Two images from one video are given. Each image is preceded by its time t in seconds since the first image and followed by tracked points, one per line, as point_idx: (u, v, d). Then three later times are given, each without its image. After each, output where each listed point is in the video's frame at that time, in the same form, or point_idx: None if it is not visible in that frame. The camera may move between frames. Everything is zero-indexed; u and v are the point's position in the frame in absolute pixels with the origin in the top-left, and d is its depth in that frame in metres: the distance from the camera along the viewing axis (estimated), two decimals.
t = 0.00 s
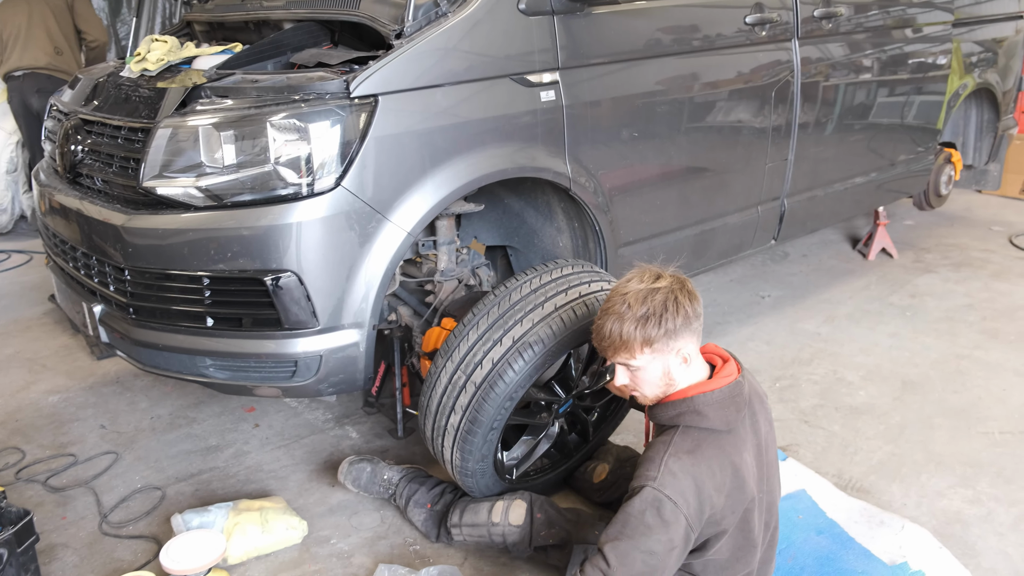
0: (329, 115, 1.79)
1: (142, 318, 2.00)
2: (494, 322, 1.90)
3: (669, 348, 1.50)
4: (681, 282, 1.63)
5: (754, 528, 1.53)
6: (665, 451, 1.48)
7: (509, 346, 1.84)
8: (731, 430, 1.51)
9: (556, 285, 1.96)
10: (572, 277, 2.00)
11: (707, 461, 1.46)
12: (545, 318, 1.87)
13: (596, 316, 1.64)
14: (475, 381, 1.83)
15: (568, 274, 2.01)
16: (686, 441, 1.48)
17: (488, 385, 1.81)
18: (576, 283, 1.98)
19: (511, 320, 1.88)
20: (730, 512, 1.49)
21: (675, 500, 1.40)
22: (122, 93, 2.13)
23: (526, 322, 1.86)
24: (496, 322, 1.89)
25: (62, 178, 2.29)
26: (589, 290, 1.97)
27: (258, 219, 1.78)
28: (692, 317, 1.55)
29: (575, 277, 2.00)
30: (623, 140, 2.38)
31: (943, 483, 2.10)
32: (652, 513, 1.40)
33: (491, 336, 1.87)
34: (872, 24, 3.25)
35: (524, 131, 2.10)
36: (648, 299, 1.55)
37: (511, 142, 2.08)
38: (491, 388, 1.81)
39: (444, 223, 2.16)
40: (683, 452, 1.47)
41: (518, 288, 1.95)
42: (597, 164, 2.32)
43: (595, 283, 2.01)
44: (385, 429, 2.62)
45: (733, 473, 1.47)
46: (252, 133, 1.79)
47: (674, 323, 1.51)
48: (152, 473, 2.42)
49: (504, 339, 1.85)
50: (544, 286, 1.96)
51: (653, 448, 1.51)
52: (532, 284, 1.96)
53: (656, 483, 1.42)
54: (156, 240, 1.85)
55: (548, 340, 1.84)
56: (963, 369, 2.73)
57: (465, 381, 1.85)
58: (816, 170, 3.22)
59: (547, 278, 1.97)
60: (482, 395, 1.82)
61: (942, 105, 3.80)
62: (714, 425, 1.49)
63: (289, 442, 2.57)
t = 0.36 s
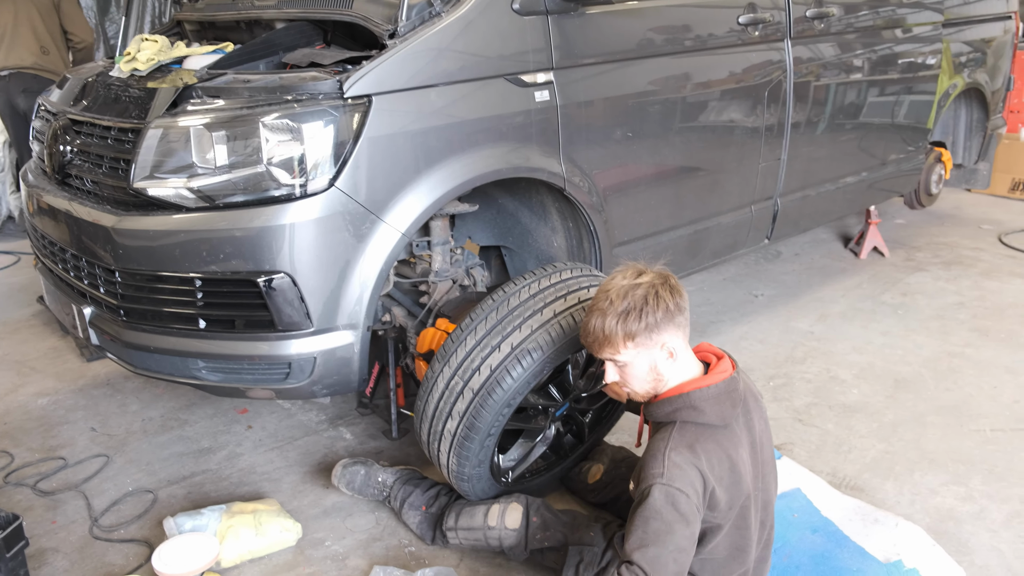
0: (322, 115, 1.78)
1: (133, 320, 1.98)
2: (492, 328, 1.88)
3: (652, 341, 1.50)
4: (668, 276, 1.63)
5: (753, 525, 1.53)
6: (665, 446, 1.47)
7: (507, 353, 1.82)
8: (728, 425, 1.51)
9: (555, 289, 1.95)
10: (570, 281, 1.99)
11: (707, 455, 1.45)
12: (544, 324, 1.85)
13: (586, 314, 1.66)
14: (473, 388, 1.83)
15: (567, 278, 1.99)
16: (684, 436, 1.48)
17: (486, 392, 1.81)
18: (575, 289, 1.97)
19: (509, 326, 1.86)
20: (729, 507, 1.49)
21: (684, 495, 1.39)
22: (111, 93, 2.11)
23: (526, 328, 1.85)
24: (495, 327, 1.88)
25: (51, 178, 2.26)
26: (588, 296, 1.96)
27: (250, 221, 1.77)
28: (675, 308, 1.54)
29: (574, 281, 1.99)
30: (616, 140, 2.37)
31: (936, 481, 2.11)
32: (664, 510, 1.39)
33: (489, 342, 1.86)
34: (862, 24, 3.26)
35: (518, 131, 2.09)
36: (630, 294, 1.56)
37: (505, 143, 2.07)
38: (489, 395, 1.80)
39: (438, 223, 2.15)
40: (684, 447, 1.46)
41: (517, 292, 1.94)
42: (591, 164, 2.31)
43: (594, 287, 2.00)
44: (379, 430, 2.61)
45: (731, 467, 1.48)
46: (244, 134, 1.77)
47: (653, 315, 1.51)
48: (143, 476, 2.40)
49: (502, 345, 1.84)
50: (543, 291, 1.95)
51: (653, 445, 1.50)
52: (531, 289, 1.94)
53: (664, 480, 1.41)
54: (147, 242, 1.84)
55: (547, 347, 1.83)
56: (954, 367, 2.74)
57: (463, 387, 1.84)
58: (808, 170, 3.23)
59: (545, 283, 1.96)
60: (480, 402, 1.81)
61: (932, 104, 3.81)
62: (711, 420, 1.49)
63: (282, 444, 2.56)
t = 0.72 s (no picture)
0: (310, 108, 1.76)
1: (117, 315, 1.95)
2: (487, 331, 1.86)
3: (652, 325, 1.50)
4: (674, 267, 1.63)
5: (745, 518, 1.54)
6: (660, 441, 1.47)
7: (502, 359, 1.81)
8: (721, 418, 1.51)
9: (551, 293, 1.92)
10: (567, 284, 1.97)
11: (702, 448, 1.45)
12: (540, 330, 1.84)
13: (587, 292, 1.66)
14: (466, 392, 1.82)
15: (564, 280, 1.97)
16: (678, 429, 1.48)
17: (480, 398, 1.79)
18: (572, 294, 1.94)
19: (504, 331, 1.84)
20: (724, 499, 1.49)
21: (683, 490, 1.40)
22: (93, 84, 2.08)
23: (522, 333, 1.83)
24: (490, 331, 1.85)
25: (32, 171, 2.23)
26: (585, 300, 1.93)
27: (236, 214, 1.75)
28: (678, 298, 1.54)
29: (571, 284, 1.97)
30: (606, 135, 2.37)
31: (922, 476, 2.13)
32: (666, 507, 1.39)
33: (484, 346, 1.84)
34: (849, 21, 3.27)
35: (506, 125, 2.08)
36: (637, 276, 1.56)
37: (494, 136, 2.06)
38: (482, 401, 1.79)
39: (426, 218, 2.14)
40: (679, 441, 1.46)
41: (512, 295, 1.91)
42: (581, 158, 2.31)
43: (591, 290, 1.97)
44: (366, 426, 2.59)
45: (725, 460, 1.48)
46: (229, 126, 1.75)
47: (658, 300, 1.51)
48: (128, 473, 2.37)
49: (498, 351, 1.82)
50: (539, 294, 1.92)
51: (648, 440, 1.49)
52: (528, 291, 1.92)
53: (663, 477, 1.40)
54: (131, 236, 1.81)
55: (543, 354, 1.82)
56: (940, 363, 2.76)
57: (457, 391, 1.83)
58: (795, 167, 3.24)
59: (542, 286, 1.93)
60: (473, 408, 1.80)
61: (918, 102, 3.84)
62: (705, 413, 1.49)
63: (268, 440, 2.54)
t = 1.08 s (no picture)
0: (295, 103, 1.72)
1: (99, 318, 1.90)
2: (507, 356, 1.82)
3: (676, 305, 1.51)
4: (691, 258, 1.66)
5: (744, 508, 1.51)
6: (657, 426, 1.45)
7: (523, 389, 1.76)
8: (716, 404, 1.49)
9: (579, 318, 1.86)
10: (597, 308, 1.90)
11: (700, 431, 1.44)
12: (564, 360, 1.79)
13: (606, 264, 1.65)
14: (481, 418, 1.79)
15: (592, 304, 1.90)
16: (674, 413, 1.47)
17: (495, 425, 1.76)
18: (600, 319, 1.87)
19: (526, 359, 1.80)
20: (728, 482, 1.48)
21: (691, 470, 1.39)
22: (72, 81, 2.02)
23: (545, 363, 1.78)
24: (511, 358, 1.81)
25: (8, 171, 2.17)
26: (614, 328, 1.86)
27: (221, 214, 1.70)
28: (698, 286, 1.57)
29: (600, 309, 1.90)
30: (595, 129, 2.35)
31: (916, 469, 2.13)
32: (681, 491, 1.38)
33: (505, 373, 1.80)
34: (832, 14, 3.27)
35: (495, 120, 2.05)
36: (668, 256, 1.57)
37: (483, 131, 2.03)
38: (497, 428, 1.76)
39: (414, 216, 2.11)
40: (676, 425, 1.44)
41: (536, 318, 1.86)
42: (570, 153, 2.28)
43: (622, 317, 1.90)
44: (355, 428, 2.56)
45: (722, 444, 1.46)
46: (213, 123, 1.71)
47: (684, 283, 1.53)
48: (112, 479, 2.32)
49: (519, 379, 1.78)
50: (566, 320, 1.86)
51: (643, 424, 1.48)
52: (553, 315, 1.86)
53: (667, 461, 1.39)
54: (113, 237, 1.76)
55: (565, 386, 1.77)
56: (930, 355, 2.77)
57: (472, 414, 1.80)
58: (782, 160, 3.24)
59: (567, 310, 1.87)
60: (488, 435, 1.77)
61: (901, 95, 3.85)
62: (700, 398, 1.48)
63: (256, 443, 2.49)
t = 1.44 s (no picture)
0: (276, 103, 1.67)
1: (79, 329, 1.85)
2: (499, 366, 1.78)
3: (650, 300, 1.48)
4: (696, 253, 1.58)
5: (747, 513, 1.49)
6: (662, 427, 1.41)
7: (516, 400, 1.73)
8: (725, 405, 1.46)
9: (569, 323, 1.81)
10: (586, 309, 1.85)
11: (706, 434, 1.40)
12: (556, 369, 1.75)
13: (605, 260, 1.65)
14: (474, 431, 1.75)
15: (582, 306, 1.86)
16: (681, 414, 1.43)
17: (489, 439, 1.73)
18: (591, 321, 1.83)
19: (517, 368, 1.76)
20: (731, 488, 1.44)
21: (690, 476, 1.35)
22: (42, 84, 1.96)
23: (537, 373, 1.75)
24: (502, 368, 1.77)
25: None
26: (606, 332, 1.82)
27: (203, 218, 1.65)
28: (684, 279, 1.49)
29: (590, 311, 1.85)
30: (580, 122, 2.32)
31: (913, 454, 2.13)
32: (679, 495, 1.35)
33: (496, 384, 1.76)
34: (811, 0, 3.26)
35: (480, 114, 2.01)
36: (649, 250, 1.53)
37: (468, 127, 1.99)
38: (492, 441, 1.72)
39: (402, 214, 2.06)
40: (682, 427, 1.41)
41: (526, 325, 1.82)
42: (557, 146, 2.25)
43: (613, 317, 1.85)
44: (346, 431, 2.51)
45: (728, 448, 1.43)
46: (191, 125, 1.66)
47: (659, 276, 1.48)
48: (97, 493, 2.26)
49: (511, 391, 1.74)
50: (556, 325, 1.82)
51: (648, 424, 1.44)
52: (543, 321, 1.82)
53: (668, 463, 1.36)
54: (90, 245, 1.71)
55: (558, 395, 1.74)
56: (920, 339, 2.77)
57: (465, 426, 1.77)
58: (767, 148, 3.23)
59: (559, 314, 1.83)
60: (482, 448, 1.74)
61: (882, 80, 3.85)
62: (709, 400, 1.44)
63: (245, 450, 2.44)
